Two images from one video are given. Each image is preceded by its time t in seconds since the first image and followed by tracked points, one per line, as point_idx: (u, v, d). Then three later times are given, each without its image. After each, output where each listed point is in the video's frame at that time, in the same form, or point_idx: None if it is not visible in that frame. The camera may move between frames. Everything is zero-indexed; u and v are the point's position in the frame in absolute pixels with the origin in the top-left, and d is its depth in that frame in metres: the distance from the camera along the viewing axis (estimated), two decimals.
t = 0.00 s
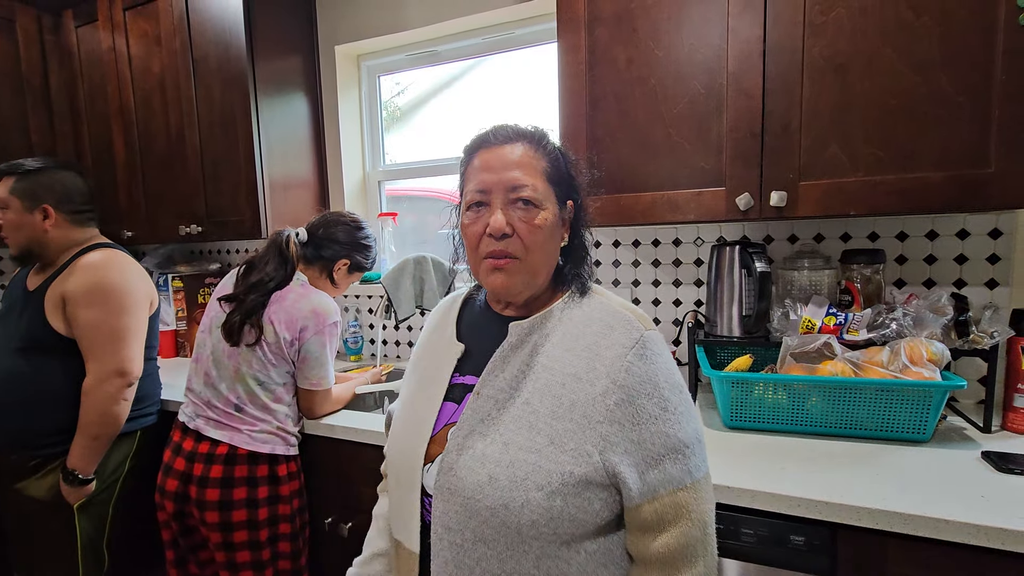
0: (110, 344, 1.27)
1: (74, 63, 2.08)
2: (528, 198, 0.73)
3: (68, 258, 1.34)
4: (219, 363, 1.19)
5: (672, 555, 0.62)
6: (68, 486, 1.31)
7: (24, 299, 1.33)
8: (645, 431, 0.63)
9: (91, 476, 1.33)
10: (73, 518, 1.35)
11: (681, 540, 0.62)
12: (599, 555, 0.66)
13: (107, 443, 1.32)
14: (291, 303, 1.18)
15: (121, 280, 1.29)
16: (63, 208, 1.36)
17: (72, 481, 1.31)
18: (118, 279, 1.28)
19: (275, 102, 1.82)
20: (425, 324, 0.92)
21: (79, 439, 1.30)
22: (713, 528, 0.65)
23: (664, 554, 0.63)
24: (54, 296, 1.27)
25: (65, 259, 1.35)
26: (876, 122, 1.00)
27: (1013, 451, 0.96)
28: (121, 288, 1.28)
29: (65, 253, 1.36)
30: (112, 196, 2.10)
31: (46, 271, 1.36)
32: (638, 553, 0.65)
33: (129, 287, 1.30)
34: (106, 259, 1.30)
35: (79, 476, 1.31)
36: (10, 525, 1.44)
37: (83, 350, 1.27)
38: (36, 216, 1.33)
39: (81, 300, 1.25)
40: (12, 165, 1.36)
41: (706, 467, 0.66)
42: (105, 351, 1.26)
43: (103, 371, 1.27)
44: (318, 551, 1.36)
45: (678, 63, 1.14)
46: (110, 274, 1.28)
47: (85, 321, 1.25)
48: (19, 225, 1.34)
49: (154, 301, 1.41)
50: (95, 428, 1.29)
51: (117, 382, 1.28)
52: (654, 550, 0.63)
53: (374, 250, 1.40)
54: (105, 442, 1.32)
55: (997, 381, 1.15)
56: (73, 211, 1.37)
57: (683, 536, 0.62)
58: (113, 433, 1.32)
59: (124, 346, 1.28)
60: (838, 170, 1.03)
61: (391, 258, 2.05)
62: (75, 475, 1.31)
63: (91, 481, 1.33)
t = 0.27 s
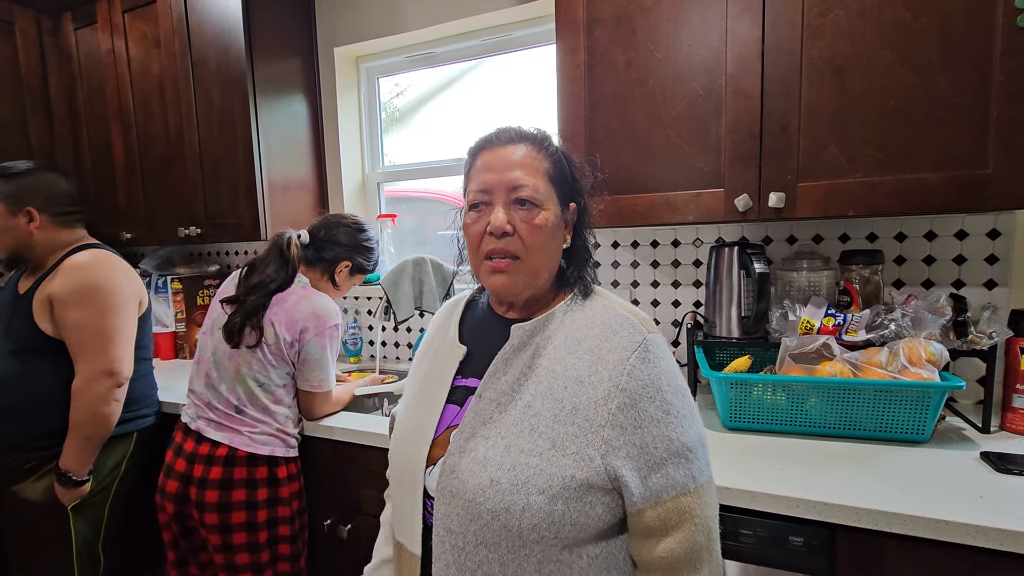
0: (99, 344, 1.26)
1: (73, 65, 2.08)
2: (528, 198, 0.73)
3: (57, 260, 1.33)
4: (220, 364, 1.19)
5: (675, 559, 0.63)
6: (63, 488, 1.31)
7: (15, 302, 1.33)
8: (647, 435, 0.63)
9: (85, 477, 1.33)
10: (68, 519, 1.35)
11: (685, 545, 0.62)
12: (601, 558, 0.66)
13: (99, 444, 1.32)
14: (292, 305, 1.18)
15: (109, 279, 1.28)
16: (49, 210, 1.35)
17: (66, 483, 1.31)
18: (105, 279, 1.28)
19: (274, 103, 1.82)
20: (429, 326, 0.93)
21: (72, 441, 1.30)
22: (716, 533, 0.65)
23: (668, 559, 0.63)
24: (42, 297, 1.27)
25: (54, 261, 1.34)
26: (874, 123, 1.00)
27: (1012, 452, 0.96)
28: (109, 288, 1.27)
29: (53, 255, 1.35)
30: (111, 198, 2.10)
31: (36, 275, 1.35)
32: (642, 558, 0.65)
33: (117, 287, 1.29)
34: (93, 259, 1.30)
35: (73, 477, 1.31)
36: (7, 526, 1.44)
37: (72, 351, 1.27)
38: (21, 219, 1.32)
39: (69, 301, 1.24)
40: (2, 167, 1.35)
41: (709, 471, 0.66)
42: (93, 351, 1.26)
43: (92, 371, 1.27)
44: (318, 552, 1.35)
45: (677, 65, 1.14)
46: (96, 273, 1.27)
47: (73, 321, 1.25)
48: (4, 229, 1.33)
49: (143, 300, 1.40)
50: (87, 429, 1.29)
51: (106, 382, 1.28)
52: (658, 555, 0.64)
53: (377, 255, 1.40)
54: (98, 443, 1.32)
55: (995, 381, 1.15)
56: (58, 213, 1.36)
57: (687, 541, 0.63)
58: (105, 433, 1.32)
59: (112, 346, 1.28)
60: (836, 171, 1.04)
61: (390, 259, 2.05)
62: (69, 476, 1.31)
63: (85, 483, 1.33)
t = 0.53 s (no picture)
0: (83, 346, 1.26)
1: (73, 68, 2.09)
2: (529, 197, 0.73)
3: (40, 263, 1.32)
4: (219, 367, 1.19)
5: (674, 560, 0.63)
6: (54, 490, 1.31)
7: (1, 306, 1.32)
8: (647, 435, 0.63)
9: (77, 480, 1.33)
10: (61, 521, 1.35)
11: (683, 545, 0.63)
12: (600, 559, 0.66)
13: (90, 446, 1.32)
14: (291, 308, 1.18)
15: (91, 280, 1.28)
16: (29, 213, 1.33)
17: (58, 485, 1.31)
18: (88, 280, 1.27)
19: (273, 105, 1.82)
20: (430, 326, 0.93)
21: (61, 444, 1.30)
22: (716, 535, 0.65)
23: (666, 560, 0.63)
24: (25, 301, 1.26)
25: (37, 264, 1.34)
26: (873, 125, 1.01)
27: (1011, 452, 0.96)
28: (92, 290, 1.27)
29: (36, 258, 1.35)
30: (111, 200, 2.10)
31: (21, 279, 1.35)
32: (641, 558, 0.65)
33: (100, 288, 1.29)
34: (74, 260, 1.28)
35: (64, 480, 1.31)
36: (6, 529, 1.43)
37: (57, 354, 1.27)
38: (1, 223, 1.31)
39: (51, 303, 1.24)
40: None
41: (710, 473, 0.66)
42: (78, 354, 1.26)
43: (78, 374, 1.27)
44: (318, 554, 1.36)
45: (676, 67, 1.14)
46: (80, 274, 1.27)
47: (56, 324, 1.25)
48: None
49: (128, 301, 1.40)
50: (74, 432, 1.29)
51: (92, 384, 1.28)
52: (655, 555, 0.64)
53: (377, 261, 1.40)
54: (87, 446, 1.32)
55: (994, 382, 1.15)
56: (38, 216, 1.34)
57: (686, 541, 0.63)
58: (94, 435, 1.32)
59: (97, 348, 1.27)
60: (835, 173, 1.04)
61: (390, 261, 2.05)
62: (60, 478, 1.31)
63: (77, 485, 1.34)
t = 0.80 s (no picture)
0: (72, 349, 1.26)
1: (73, 70, 2.09)
2: (536, 200, 0.74)
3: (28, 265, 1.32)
4: (218, 370, 1.19)
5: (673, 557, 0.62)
6: (44, 494, 1.31)
7: None
8: (644, 429, 0.63)
9: (67, 484, 1.33)
10: (53, 523, 1.35)
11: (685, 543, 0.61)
12: (597, 556, 0.66)
13: (79, 450, 1.31)
14: (290, 310, 1.18)
15: (80, 284, 1.28)
16: (15, 216, 1.33)
17: (47, 489, 1.31)
18: (75, 284, 1.27)
19: (273, 107, 1.83)
20: (433, 327, 0.93)
21: (50, 448, 1.30)
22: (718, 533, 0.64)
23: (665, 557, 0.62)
24: (11, 306, 1.26)
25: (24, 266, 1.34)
26: (871, 126, 1.01)
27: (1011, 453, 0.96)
28: (80, 293, 1.27)
29: (22, 260, 1.36)
30: (110, 202, 2.10)
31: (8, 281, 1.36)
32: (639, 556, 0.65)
33: (87, 292, 1.29)
34: (65, 263, 1.29)
35: (53, 484, 1.31)
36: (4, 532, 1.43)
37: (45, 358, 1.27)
38: None
39: (40, 306, 1.24)
40: None
41: (709, 470, 0.65)
42: (67, 358, 1.26)
43: (66, 377, 1.26)
44: (318, 556, 1.35)
45: (675, 68, 1.14)
46: (68, 278, 1.27)
47: (44, 327, 1.24)
48: None
49: (117, 304, 1.40)
50: (62, 436, 1.28)
51: (81, 388, 1.27)
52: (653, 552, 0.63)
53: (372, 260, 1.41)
54: (75, 449, 1.31)
55: (993, 383, 1.15)
56: (24, 219, 1.33)
57: (689, 540, 0.61)
58: (83, 439, 1.31)
59: (86, 351, 1.27)
60: (834, 174, 1.04)
61: (390, 262, 2.05)
62: (50, 483, 1.31)
63: (68, 488, 1.33)
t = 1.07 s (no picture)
0: (74, 353, 1.26)
1: (74, 73, 2.09)
2: (532, 205, 0.74)
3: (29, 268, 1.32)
4: (218, 372, 1.19)
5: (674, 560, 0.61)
6: (44, 496, 1.31)
7: None
8: (643, 429, 0.63)
9: (66, 486, 1.32)
10: (52, 525, 1.35)
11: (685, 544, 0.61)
12: (595, 557, 0.65)
13: (77, 454, 1.31)
14: (289, 312, 1.18)
15: (82, 288, 1.28)
16: (15, 219, 1.33)
17: (47, 491, 1.31)
18: (76, 288, 1.27)
19: (273, 109, 1.83)
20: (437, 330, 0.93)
21: (49, 450, 1.30)
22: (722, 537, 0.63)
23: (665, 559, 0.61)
24: (13, 309, 1.26)
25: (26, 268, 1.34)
26: (870, 127, 1.01)
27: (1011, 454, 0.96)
28: (80, 297, 1.27)
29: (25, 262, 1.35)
30: (111, 205, 2.11)
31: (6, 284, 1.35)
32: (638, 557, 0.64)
33: (88, 296, 1.29)
34: (67, 267, 1.29)
35: (53, 486, 1.31)
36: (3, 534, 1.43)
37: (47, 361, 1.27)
38: None
39: (42, 310, 1.24)
40: None
41: (710, 473, 0.65)
42: (68, 361, 1.26)
43: (68, 380, 1.26)
44: (319, 558, 1.35)
45: (674, 70, 1.14)
46: (68, 283, 1.27)
47: (45, 331, 1.24)
48: None
49: (118, 308, 1.40)
50: (62, 439, 1.28)
51: (82, 391, 1.27)
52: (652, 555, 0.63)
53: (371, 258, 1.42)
54: (75, 453, 1.31)
55: (993, 384, 1.15)
56: (25, 222, 1.34)
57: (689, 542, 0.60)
58: (84, 442, 1.32)
59: (87, 354, 1.28)
60: (833, 175, 1.04)
61: (390, 264, 2.06)
62: (49, 484, 1.31)
63: (67, 491, 1.33)
